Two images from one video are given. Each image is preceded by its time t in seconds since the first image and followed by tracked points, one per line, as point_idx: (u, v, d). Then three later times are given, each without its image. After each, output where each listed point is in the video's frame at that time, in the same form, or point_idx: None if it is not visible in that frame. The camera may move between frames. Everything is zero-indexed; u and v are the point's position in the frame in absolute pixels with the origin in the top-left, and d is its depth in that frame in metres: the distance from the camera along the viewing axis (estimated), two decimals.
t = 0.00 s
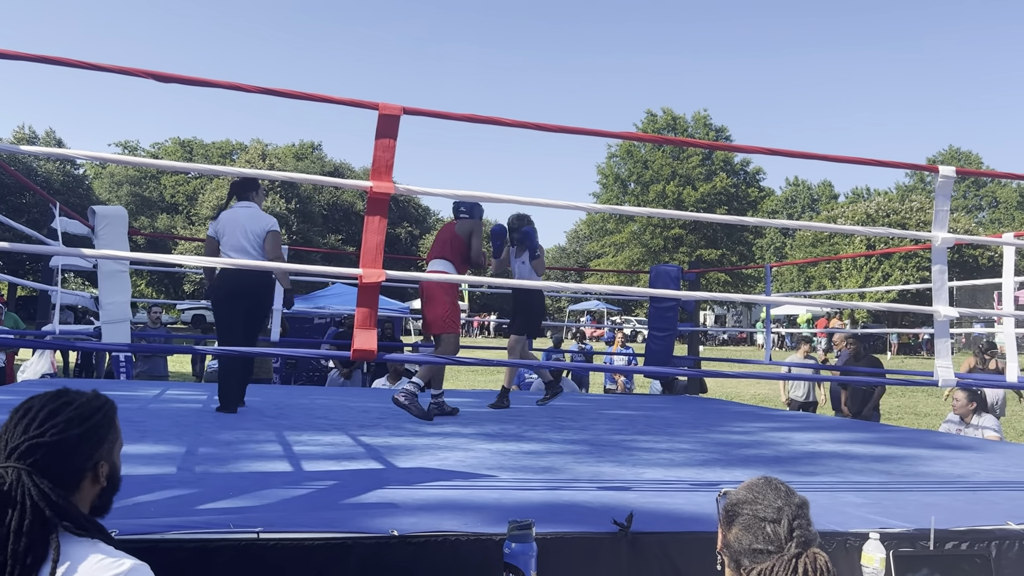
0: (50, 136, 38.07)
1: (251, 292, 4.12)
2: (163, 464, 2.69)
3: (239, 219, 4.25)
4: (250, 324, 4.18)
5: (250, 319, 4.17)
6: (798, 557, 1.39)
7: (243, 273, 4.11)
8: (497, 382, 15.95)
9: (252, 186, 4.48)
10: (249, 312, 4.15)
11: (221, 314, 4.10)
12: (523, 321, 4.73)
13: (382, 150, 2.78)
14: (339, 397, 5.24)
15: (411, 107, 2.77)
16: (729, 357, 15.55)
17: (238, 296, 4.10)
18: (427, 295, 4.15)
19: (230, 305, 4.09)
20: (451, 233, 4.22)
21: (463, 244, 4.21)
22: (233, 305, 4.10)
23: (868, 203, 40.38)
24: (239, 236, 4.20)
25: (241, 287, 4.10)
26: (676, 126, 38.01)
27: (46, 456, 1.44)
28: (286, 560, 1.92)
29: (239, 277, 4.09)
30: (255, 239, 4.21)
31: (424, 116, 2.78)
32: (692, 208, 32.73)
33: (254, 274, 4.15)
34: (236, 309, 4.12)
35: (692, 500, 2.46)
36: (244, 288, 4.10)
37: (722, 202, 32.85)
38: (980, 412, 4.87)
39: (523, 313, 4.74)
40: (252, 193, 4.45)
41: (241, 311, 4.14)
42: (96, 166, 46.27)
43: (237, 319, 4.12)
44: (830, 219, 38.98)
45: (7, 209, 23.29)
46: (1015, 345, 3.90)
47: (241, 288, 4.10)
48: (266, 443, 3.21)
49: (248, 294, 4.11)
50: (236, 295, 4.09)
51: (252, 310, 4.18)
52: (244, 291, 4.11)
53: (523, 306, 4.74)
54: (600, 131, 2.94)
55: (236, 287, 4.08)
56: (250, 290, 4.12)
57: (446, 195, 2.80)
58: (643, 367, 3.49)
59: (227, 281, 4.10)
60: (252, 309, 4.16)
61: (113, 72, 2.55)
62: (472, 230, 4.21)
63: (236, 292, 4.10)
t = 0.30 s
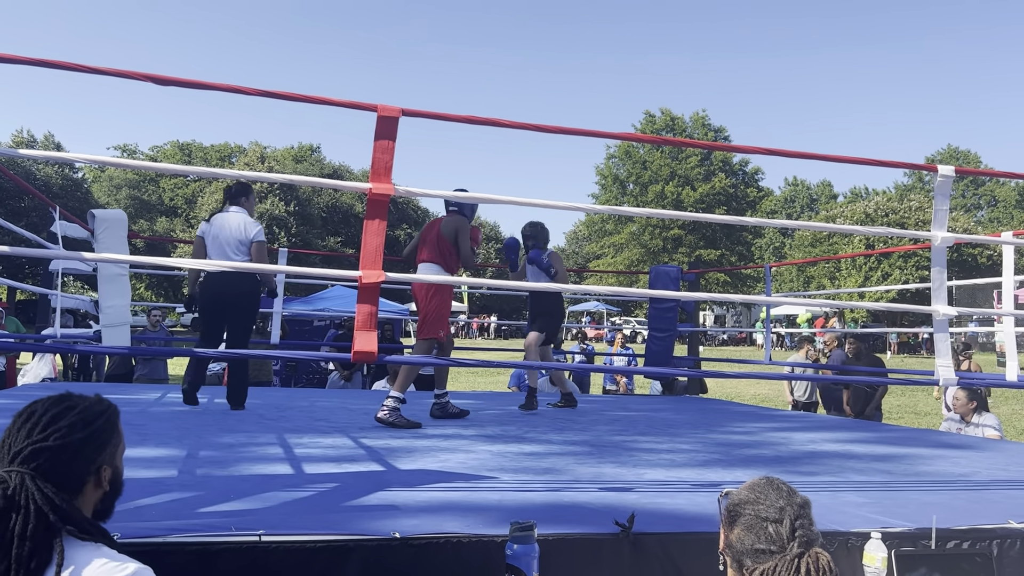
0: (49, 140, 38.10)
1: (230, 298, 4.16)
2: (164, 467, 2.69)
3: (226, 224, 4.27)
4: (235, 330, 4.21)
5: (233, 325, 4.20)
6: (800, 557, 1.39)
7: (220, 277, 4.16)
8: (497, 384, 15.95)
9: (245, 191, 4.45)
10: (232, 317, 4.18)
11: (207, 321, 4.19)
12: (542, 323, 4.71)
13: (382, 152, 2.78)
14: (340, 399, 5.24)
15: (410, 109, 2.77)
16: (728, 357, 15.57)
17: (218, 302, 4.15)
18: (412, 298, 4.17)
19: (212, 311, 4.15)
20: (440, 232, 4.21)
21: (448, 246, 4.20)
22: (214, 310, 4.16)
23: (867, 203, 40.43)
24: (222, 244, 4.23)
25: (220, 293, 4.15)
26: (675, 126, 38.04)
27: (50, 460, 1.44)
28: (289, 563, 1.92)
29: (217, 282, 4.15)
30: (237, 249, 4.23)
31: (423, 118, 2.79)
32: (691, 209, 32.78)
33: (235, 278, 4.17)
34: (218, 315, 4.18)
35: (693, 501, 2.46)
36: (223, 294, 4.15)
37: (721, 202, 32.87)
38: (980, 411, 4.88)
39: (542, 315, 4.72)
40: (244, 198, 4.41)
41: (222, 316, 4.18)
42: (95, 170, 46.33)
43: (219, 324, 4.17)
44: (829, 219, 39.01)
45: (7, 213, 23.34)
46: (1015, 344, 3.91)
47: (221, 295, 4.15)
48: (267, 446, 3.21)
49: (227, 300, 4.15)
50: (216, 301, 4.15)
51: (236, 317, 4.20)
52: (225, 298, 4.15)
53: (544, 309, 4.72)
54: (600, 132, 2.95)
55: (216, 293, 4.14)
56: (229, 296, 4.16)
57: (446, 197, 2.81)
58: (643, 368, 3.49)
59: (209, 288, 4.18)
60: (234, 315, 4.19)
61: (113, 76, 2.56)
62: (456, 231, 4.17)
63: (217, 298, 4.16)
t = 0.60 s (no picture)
0: (49, 145, 38.18)
1: (210, 299, 4.31)
2: (166, 472, 2.69)
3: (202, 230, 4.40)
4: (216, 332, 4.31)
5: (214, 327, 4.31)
6: (804, 557, 1.39)
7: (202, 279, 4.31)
8: (499, 386, 15.94)
9: (222, 198, 4.57)
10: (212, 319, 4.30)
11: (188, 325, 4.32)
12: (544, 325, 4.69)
13: (381, 156, 2.79)
14: (341, 403, 5.25)
15: (410, 113, 2.78)
16: (729, 358, 15.58)
17: (197, 303, 4.29)
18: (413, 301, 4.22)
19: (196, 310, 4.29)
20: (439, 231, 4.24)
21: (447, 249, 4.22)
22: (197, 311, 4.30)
23: (866, 202, 40.48)
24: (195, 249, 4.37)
25: (201, 294, 4.30)
26: (674, 127, 38.08)
27: (50, 465, 1.44)
28: (291, 567, 1.92)
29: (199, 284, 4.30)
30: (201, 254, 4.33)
31: (423, 122, 2.79)
32: (691, 209, 32.81)
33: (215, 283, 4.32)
34: (200, 316, 4.30)
35: (695, 502, 2.46)
36: (203, 294, 4.30)
37: (721, 203, 32.89)
38: (981, 410, 4.88)
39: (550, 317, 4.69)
40: (220, 204, 4.55)
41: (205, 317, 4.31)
42: (94, 174, 46.39)
43: (196, 326, 4.28)
44: (829, 219, 39.05)
45: (7, 219, 23.40)
46: (1016, 343, 3.91)
47: (202, 295, 4.30)
48: (269, 450, 3.21)
49: (207, 302, 4.29)
50: (199, 301, 4.30)
51: (214, 319, 4.32)
52: (205, 299, 4.30)
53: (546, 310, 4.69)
54: (599, 134, 2.95)
55: (195, 294, 4.29)
56: (209, 297, 4.31)
57: (446, 200, 2.81)
58: (644, 370, 3.48)
59: (190, 290, 4.34)
60: (215, 316, 4.30)
61: (113, 82, 2.56)
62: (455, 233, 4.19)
63: (196, 299, 4.31)
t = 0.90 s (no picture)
0: (51, 151, 38.28)
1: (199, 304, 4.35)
2: (170, 477, 2.70)
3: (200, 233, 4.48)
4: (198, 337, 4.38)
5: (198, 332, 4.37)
6: (809, 558, 1.39)
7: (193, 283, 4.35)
8: (502, 389, 15.91)
9: (218, 200, 4.59)
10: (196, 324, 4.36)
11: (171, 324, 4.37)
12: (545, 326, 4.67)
13: (384, 160, 2.79)
14: (345, 406, 5.25)
15: (412, 117, 2.78)
16: (732, 359, 15.57)
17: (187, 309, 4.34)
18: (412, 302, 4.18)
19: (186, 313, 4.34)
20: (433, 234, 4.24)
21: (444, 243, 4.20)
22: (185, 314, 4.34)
23: (868, 203, 40.45)
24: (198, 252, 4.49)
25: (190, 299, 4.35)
26: (675, 128, 38.08)
27: (54, 471, 1.44)
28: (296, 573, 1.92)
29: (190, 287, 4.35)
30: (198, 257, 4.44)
31: (425, 125, 2.80)
32: (692, 211, 32.80)
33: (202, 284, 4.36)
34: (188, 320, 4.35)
35: (700, 503, 2.46)
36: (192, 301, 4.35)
37: (722, 204, 32.81)
38: (986, 410, 4.87)
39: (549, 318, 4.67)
40: (216, 207, 4.59)
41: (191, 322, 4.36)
42: (96, 179, 46.45)
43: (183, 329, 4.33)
44: (830, 219, 39.02)
45: (9, 224, 23.45)
46: (1018, 342, 3.90)
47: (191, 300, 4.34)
48: (273, 454, 3.21)
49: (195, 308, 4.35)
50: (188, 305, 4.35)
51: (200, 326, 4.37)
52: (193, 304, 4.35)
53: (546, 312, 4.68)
54: (600, 136, 2.95)
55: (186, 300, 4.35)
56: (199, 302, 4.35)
57: (449, 203, 2.81)
58: (647, 372, 3.48)
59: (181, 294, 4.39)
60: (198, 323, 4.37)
61: (115, 87, 2.57)
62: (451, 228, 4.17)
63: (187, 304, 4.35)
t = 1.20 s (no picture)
0: (53, 157, 38.39)
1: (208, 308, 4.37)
2: (174, 481, 2.70)
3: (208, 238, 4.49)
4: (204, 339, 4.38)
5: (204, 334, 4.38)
6: (815, 558, 1.38)
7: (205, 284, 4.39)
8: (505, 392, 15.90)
9: (225, 204, 4.55)
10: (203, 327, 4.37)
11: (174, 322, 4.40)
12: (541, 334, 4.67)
13: (386, 163, 2.79)
14: (348, 409, 5.25)
15: (413, 119, 2.78)
16: (736, 361, 15.55)
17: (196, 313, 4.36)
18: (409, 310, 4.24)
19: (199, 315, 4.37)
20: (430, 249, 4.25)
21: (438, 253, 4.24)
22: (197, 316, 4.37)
23: (870, 203, 40.39)
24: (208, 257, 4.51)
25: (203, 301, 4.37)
26: (676, 129, 38.07)
27: (56, 476, 1.44)
28: None
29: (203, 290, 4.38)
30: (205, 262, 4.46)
31: (427, 128, 2.80)
32: (694, 212, 32.77)
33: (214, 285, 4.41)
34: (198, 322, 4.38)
35: (705, 505, 2.45)
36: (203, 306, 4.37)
37: (724, 204, 32.55)
38: (991, 409, 4.85)
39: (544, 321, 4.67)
40: (223, 211, 4.56)
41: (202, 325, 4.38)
42: (98, 184, 46.55)
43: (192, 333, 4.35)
44: (832, 219, 38.97)
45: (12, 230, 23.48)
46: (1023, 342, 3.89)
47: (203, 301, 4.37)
48: (276, 458, 3.21)
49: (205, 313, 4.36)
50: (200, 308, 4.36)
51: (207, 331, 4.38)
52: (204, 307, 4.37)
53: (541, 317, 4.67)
54: (601, 137, 2.95)
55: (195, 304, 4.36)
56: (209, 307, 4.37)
57: (450, 205, 2.81)
58: (651, 373, 3.47)
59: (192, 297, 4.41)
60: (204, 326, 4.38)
61: (117, 92, 2.58)
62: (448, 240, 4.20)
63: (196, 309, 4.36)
